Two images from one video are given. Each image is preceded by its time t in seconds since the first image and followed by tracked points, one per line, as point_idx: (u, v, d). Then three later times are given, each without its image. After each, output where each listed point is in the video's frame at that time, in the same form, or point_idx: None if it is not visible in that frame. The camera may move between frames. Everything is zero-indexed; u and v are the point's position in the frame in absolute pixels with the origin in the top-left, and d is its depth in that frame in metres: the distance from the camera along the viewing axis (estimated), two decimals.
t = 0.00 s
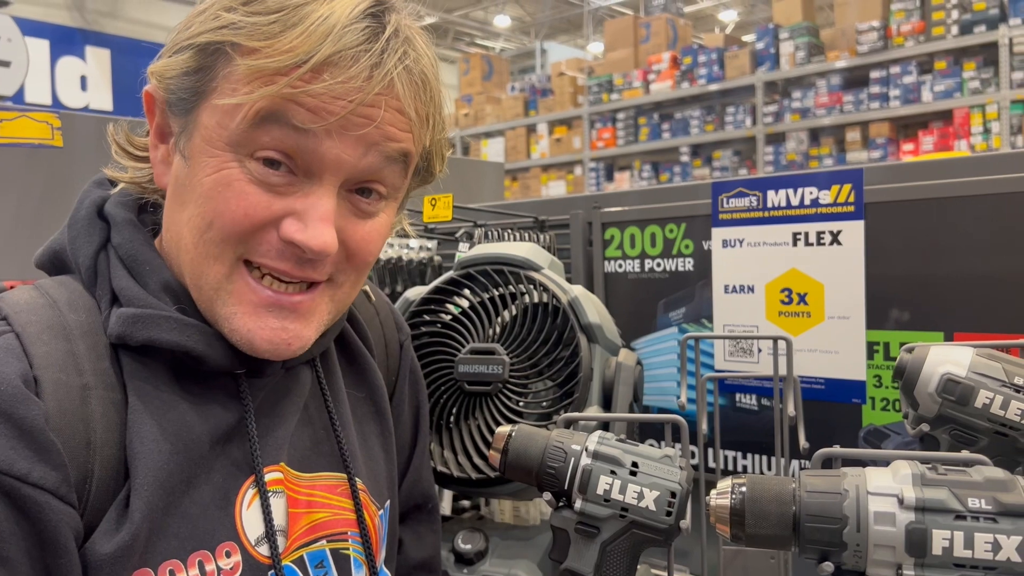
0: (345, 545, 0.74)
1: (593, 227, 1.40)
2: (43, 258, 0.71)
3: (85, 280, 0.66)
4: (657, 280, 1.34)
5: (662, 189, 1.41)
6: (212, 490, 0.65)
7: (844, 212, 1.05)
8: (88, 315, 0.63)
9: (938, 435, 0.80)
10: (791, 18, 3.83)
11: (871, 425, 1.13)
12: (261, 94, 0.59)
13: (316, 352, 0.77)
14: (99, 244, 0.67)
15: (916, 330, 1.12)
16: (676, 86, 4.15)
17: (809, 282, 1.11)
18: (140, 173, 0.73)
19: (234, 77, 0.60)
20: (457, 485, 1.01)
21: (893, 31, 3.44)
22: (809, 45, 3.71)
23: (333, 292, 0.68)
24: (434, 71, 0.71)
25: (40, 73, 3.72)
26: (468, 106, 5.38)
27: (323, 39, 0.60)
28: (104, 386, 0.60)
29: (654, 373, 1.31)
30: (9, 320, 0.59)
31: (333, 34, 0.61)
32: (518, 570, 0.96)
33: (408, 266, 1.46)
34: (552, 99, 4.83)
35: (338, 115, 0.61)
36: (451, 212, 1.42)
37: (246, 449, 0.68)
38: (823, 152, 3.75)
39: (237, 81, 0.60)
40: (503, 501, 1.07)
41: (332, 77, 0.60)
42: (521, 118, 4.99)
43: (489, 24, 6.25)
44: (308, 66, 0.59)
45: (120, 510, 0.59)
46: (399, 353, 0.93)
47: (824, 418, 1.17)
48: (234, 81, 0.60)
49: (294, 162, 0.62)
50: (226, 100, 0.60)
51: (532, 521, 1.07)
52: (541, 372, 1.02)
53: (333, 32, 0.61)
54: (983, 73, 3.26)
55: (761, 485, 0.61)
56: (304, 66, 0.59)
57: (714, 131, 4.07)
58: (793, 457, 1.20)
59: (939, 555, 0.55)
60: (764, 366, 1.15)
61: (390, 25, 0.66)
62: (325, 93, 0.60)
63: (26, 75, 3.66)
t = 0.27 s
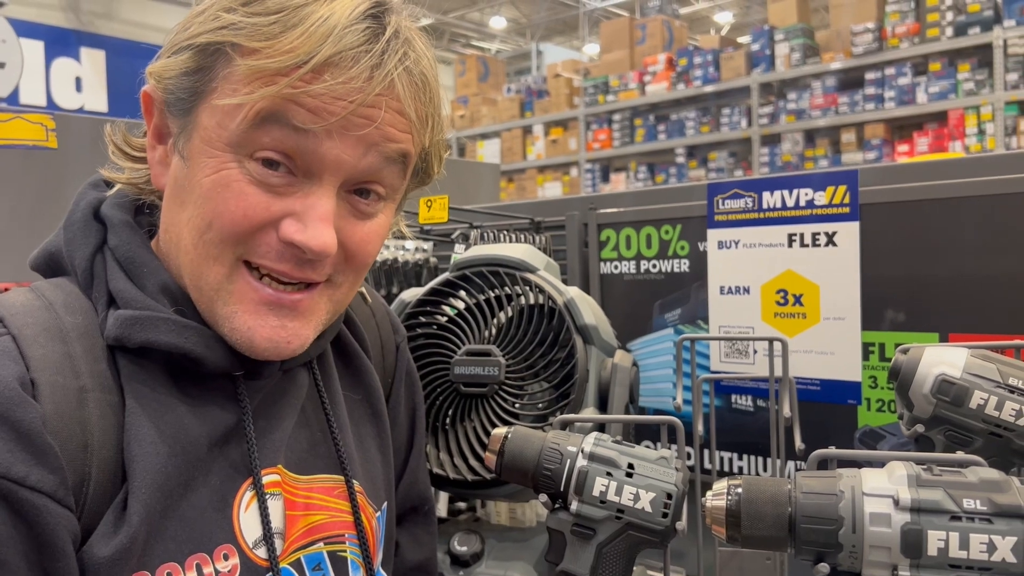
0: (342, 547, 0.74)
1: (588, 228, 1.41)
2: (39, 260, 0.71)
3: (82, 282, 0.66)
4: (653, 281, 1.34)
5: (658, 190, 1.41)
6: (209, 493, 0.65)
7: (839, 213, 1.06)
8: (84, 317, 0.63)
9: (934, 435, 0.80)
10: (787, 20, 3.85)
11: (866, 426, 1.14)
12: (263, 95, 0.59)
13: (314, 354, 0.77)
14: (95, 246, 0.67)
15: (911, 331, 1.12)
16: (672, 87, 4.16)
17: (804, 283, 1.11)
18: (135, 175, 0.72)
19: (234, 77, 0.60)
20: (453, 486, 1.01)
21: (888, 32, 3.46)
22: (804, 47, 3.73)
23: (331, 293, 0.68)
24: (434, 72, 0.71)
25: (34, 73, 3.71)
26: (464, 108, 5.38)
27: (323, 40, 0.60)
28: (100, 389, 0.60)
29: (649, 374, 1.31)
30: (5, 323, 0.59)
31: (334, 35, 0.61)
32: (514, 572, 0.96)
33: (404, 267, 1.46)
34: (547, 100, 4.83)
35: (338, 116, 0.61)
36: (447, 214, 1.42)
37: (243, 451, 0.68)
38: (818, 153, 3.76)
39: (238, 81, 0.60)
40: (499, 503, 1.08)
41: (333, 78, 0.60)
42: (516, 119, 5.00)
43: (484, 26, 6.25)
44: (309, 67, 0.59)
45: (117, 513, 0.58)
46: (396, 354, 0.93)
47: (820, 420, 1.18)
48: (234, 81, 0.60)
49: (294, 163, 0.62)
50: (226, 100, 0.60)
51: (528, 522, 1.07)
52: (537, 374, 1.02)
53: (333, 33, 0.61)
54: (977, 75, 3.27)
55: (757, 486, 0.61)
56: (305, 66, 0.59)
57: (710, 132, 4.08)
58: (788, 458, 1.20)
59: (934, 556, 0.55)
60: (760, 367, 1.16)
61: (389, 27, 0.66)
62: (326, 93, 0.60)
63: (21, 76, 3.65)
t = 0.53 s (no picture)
0: (337, 550, 0.73)
1: (583, 229, 1.41)
2: (30, 263, 0.70)
3: (73, 284, 0.66)
4: (648, 282, 1.34)
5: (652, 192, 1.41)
6: (202, 496, 0.64)
7: (834, 215, 1.05)
8: (76, 319, 0.62)
9: (928, 437, 0.80)
10: (781, 22, 3.87)
11: (861, 427, 1.14)
12: (257, 95, 0.58)
13: (308, 356, 0.76)
14: (87, 248, 0.66)
15: (905, 332, 1.12)
16: (667, 89, 4.16)
17: (798, 284, 1.11)
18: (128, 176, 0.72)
19: (228, 77, 0.60)
20: (447, 489, 1.01)
21: (881, 34, 3.47)
22: (799, 48, 3.73)
23: (326, 294, 0.68)
24: (428, 72, 0.71)
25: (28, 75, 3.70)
26: (459, 109, 5.38)
27: (318, 40, 0.60)
28: (92, 392, 0.59)
29: (645, 375, 1.31)
30: None
31: (328, 34, 0.61)
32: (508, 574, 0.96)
33: (398, 269, 1.45)
34: (542, 101, 4.83)
35: (333, 116, 0.60)
36: (442, 215, 1.42)
37: (237, 454, 0.68)
38: (813, 155, 3.77)
39: (232, 82, 0.60)
40: (494, 505, 1.07)
41: (328, 77, 0.60)
42: (511, 120, 5.00)
43: (479, 27, 6.25)
44: (303, 67, 0.59)
45: (110, 517, 0.58)
46: (391, 356, 0.93)
47: (814, 421, 1.18)
48: (228, 81, 0.60)
49: (289, 163, 0.61)
50: (220, 100, 0.60)
51: (524, 524, 1.07)
52: (532, 376, 1.02)
53: (327, 32, 0.60)
54: (971, 76, 3.28)
55: (751, 488, 0.61)
56: (299, 66, 0.59)
57: (704, 134, 4.09)
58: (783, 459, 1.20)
59: (928, 558, 0.55)
60: (755, 368, 1.16)
61: (383, 27, 0.65)
62: (320, 93, 0.60)
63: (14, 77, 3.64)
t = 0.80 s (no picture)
0: (331, 551, 0.73)
1: (579, 231, 1.41)
2: (21, 267, 0.70)
3: (63, 288, 0.65)
4: (643, 284, 1.34)
5: (647, 194, 1.41)
6: (192, 498, 0.64)
7: (829, 216, 1.05)
8: (63, 322, 0.62)
9: (923, 438, 0.80)
10: (777, 24, 3.88)
11: (857, 428, 1.13)
12: (249, 97, 0.58)
13: (299, 359, 0.76)
14: (77, 251, 0.66)
15: (900, 334, 1.12)
16: (663, 90, 4.16)
17: (793, 286, 1.11)
18: (117, 181, 0.72)
19: (217, 80, 0.60)
20: (442, 491, 1.01)
21: (877, 35, 3.47)
22: (794, 50, 3.74)
23: (318, 297, 0.68)
24: (417, 72, 0.71)
25: (23, 77, 3.70)
26: (456, 111, 5.38)
27: (306, 41, 0.60)
28: (79, 395, 0.59)
29: (640, 377, 1.31)
30: None
31: (317, 36, 0.60)
32: None
33: (394, 271, 1.45)
34: (538, 103, 4.83)
35: (323, 119, 0.60)
36: (437, 217, 1.42)
37: (228, 455, 0.67)
38: (809, 156, 3.78)
39: (221, 85, 0.59)
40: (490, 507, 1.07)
41: (317, 79, 0.60)
42: (508, 122, 5.00)
43: (476, 29, 6.26)
44: (292, 69, 0.59)
45: (96, 519, 0.57)
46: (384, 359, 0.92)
47: (810, 422, 1.18)
48: (217, 85, 0.59)
49: (281, 167, 0.61)
50: (210, 104, 0.59)
51: (520, 527, 1.07)
52: (527, 378, 1.01)
53: (316, 34, 0.60)
54: (966, 77, 3.28)
55: (746, 491, 0.60)
56: (288, 68, 0.59)
57: (701, 135, 4.10)
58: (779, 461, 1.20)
59: (923, 560, 0.55)
60: (750, 370, 1.16)
61: (370, 28, 0.65)
62: (310, 94, 0.59)
63: (10, 79, 3.64)
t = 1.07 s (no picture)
0: (322, 554, 0.72)
1: (572, 232, 1.40)
2: (9, 268, 0.69)
3: (52, 289, 0.65)
4: (637, 285, 1.34)
5: (641, 194, 1.41)
6: (183, 501, 0.63)
7: (823, 216, 1.05)
8: (52, 324, 0.61)
9: (917, 438, 0.79)
10: (771, 25, 3.88)
11: (851, 429, 1.13)
12: (249, 97, 0.58)
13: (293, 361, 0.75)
14: (66, 252, 0.65)
15: (894, 334, 1.12)
16: (657, 92, 4.17)
17: (787, 286, 1.11)
18: (103, 184, 0.71)
19: (216, 80, 0.59)
20: (435, 493, 1.00)
21: (870, 37, 3.47)
22: (788, 51, 3.75)
23: (318, 295, 0.67)
24: (413, 64, 0.71)
25: (16, 79, 3.68)
26: (450, 113, 5.37)
27: (307, 38, 0.59)
28: (68, 397, 0.58)
29: (634, 379, 1.30)
30: None
31: (317, 32, 0.60)
32: None
33: (387, 272, 1.45)
34: (533, 105, 4.82)
35: (326, 116, 0.60)
36: (430, 218, 1.41)
37: (220, 457, 0.67)
38: (803, 157, 3.79)
39: (221, 84, 0.59)
40: (484, 510, 1.07)
41: (320, 75, 0.60)
42: (502, 124, 4.99)
43: (471, 31, 6.25)
44: (294, 66, 0.59)
45: (85, 522, 0.57)
46: (376, 360, 0.92)
47: (804, 422, 1.17)
48: (217, 85, 0.59)
49: (284, 166, 0.61)
50: (211, 104, 0.59)
51: (513, 529, 1.06)
52: (521, 379, 1.01)
53: (316, 31, 0.60)
54: (959, 79, 3.30)
55: (740, 492, 0.60)
56: (291, 65, 0.59)
57: (695, 137, 4.11)
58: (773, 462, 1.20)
59: (917, 561, 0.54)
60: (744, 370, 1.15)
61: (370, 25, 0.65)
62: (313, 91, 0.59)
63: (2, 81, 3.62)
